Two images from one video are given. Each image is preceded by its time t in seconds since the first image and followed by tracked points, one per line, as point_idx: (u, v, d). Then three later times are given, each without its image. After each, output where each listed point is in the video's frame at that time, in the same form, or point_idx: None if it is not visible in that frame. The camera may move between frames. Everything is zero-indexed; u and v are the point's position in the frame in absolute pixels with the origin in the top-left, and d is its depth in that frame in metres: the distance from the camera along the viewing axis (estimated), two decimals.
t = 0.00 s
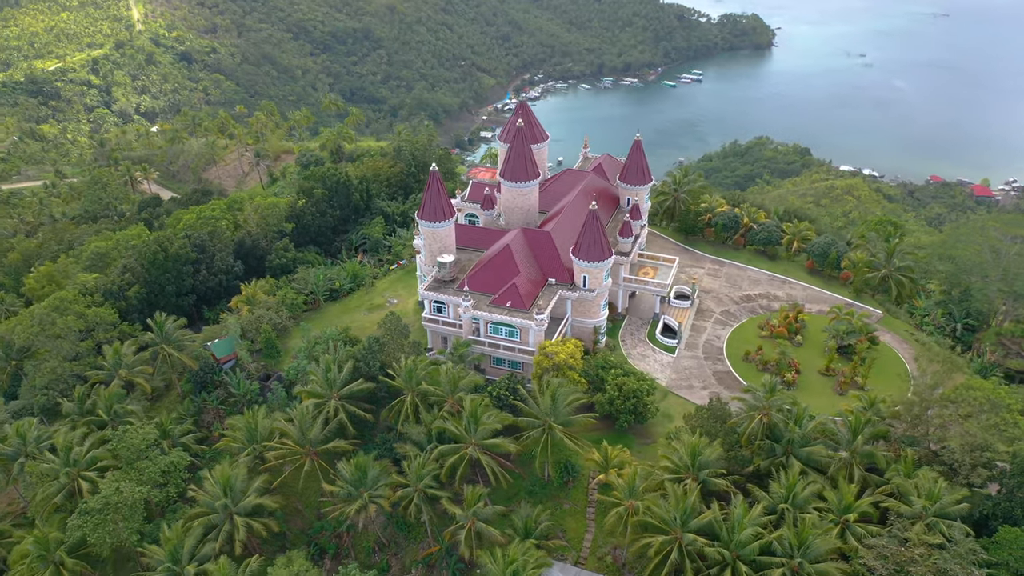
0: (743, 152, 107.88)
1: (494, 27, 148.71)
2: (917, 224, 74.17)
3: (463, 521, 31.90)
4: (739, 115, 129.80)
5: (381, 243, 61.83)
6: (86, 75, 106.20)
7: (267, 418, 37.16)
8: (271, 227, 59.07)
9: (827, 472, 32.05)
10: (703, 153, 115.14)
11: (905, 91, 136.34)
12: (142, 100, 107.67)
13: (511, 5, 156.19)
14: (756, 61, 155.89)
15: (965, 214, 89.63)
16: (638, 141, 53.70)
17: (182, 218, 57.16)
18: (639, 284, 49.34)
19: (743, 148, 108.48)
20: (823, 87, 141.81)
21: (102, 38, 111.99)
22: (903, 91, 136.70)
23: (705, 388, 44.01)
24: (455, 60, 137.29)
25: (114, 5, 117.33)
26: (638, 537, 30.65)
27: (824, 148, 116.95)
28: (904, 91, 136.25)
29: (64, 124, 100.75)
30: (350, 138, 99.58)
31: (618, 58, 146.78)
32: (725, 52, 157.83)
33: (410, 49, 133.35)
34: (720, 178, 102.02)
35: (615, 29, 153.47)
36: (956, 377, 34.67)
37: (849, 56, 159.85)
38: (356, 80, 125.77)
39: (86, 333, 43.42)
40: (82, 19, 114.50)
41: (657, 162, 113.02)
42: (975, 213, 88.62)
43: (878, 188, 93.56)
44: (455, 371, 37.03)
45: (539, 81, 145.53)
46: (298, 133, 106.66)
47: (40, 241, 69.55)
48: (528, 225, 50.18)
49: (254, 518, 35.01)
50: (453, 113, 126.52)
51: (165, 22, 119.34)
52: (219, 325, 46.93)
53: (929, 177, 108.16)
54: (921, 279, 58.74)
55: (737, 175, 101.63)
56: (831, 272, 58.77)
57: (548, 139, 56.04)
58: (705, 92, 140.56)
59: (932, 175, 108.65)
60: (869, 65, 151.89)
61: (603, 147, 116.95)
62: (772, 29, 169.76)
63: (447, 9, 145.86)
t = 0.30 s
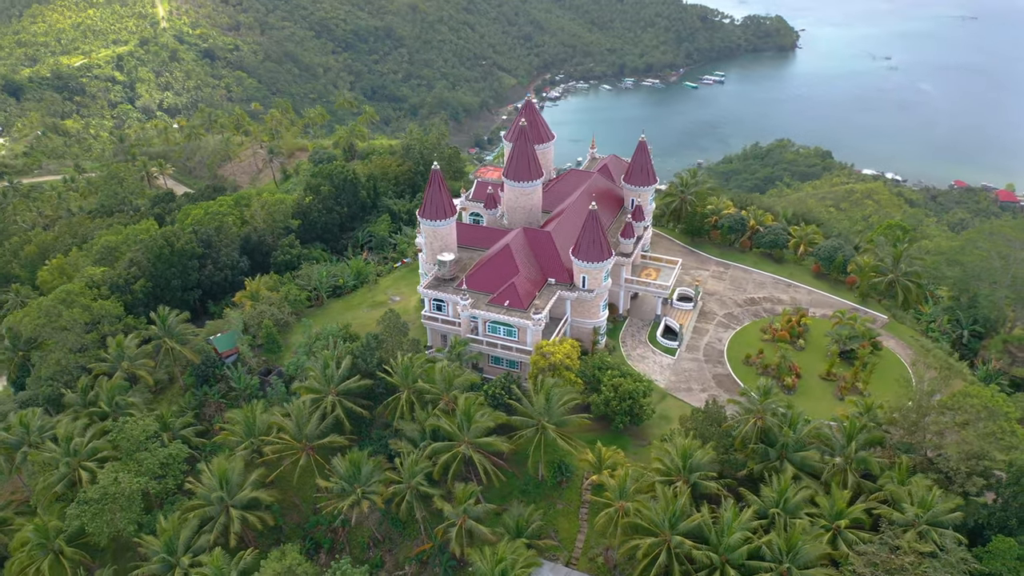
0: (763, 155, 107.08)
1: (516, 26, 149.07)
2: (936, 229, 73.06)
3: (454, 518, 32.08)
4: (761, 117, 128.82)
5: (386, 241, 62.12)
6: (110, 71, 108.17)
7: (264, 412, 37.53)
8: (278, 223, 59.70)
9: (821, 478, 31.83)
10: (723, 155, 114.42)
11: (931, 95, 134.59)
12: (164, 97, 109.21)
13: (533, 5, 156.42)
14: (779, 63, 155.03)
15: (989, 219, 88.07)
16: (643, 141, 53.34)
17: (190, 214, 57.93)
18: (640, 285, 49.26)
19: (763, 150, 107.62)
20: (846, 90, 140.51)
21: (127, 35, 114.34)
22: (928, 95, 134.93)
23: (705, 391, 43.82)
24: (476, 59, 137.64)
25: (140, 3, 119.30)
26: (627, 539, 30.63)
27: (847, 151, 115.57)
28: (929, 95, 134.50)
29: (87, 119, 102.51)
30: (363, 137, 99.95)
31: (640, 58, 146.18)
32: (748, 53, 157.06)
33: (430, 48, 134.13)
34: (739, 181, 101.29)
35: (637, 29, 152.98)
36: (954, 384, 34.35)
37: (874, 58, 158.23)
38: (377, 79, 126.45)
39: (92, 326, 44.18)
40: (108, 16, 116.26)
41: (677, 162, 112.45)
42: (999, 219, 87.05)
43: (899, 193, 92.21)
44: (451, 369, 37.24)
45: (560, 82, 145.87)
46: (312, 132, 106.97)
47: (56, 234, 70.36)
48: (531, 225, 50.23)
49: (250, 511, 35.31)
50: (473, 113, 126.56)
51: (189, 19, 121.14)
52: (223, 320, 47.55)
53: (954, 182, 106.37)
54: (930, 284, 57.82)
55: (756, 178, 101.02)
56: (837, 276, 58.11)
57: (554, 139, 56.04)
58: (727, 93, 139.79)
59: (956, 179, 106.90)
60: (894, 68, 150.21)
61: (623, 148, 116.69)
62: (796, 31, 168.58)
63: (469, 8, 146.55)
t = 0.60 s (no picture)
0: (784, 157, 106.18)
1: (538, 26, 148.98)
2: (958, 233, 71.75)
3: (446, 515, 32.27)
4: (783, 120, 127.84)
5: (391, 238, 62.27)
6: (134, 67, 109.75)
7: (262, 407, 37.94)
8: (285, 220, 60.26)
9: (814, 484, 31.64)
10: (743, 157, 113.64)
11: (956, 100, 132.78)
12: (187, 93, 110.27)
13: (555, 5, 156.21)
14: (803, 65, 154.11)
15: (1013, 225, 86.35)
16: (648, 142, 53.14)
17: (199, 209, 58.64)
18: (641, 286, 49.22)
19: (784, 153, 106.70)
20: (869, 93, 139.09)
21: (151, 32, 115.65)
22: (954, 99, 133.09)
23: (704, 394, 43.63)
24: (497, 59, 137.53)
25: None
26: (616, 540, 30.61)
27: (869, 155, 114.22)
28: (955, 100, 132.71)
29: (110, 115, 103.73)
30: (375, 135, 100.22)
31: (661, 59, 146.18)
32: (771, 55, 156.41)
33: (452, 47, 134.42)
34: (759, 184, 100.70)
35: (659, 30, 152.66)
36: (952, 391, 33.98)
37: (900, 62, 156.56)
38: (398, 77, 127.04)
39: (97, 318, 44.91)
40: (134, 12, 117.71)
41: (695, 164, 111.91)
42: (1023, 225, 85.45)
43: (921, 197, 90.94)
44: (448, 367, 37.43)
45: (581, 82, 145.59)
46: (325, 130, 107.22)
47: (71, 228, 71.68)
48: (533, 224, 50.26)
49: (246, 504, 35.73)
50: (494, 112, 126.57)
51: (213, 17, 122.55)
52: (227, 315, 48.08)
53: (978, 187, 104.65)
54: (939, 291, 57.36)
55: (777, 180, 100.41)
56: (843, 280, 57.50)
57: (559, 139, 56.04)
58: (749, 95, 138.98)
59: (981, 185, 105.19)
60: (920, 72, 148.40)
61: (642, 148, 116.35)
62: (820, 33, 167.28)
63: (492, 7, 146.90)
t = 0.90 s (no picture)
0: (805, 161, 105.12)
1: (559, 26, 148.59)
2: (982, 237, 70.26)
3: (437, 513, 32.45)
4: (806, 122, 126.76)
5: (396, 236, 62.47)
6: (158, 64, 111.26)
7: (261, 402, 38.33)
8: (291, 217, 60.84)
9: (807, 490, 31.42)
10: (764, 160, 112.81)
11: (983, 105, 130.88)
12: (210, 90, 111.32)
13: (577, 5, 155.60)
14: (827, 67, 152.64)
15: None
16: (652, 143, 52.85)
17: (207, 205, 59.33)
18: (643, 288, 49.19)
19: (805, 156, 105.71)
20: (894, 96, 137.38)
21: (175, 29, 117.29)
22: (980, 104, 131.19)
23: (702, 397, 43.47)
24: (519, 59, 137.33)
25: None
26: (605, 541, 30.61)
27: (892, 159, 112.81)
28: (981, 105, 130.80)
29: (133, 110, 105.12)
30: (387, 134, 100.52)
31: (683, 61, 145.29)
32: (795, 57, 155.16)
33: (473, 46, 134.67)
34: (779, 187, 99.91)
35: (682, 31, 151.19)
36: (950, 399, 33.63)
37: (926, 64, 154.43)
38: (418, 76, 127.63)
39: (103, 311, 45.62)
40: (159, 10, 119.66)
41: (715, 166, 111.29)
42: None
43: (943, 202, 89.71)
44: (444, 365, 37.61)
45: (601, 83, 145.20)
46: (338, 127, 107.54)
47: (86, 222, 72.66)
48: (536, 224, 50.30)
49: (242, 498, 36.11)
50: (513, 112, 126.69)
51: (237, 14, 123.93)
52: (230, 310, 48.60)
53: (1003, 193, 102.86)
54: (946, 298, 56.75)
55: (797, 184, 99.64)
56: (849, 285, 56.76)
57: (566, 140, 56.00)
58: (772, 98, 138.02)
59: (1006, 191, 103.46)
60: (946, 75, 146.25)
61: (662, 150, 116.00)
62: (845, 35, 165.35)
63: (514, 7, 146.98)
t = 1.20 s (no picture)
0: (827, 164, 103.49)
1: (581, 26, 148.16)
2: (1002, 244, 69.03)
3: (428, 510, 32.58)
4: (829, 125, 125.68)
5: (402, 234, 62.73)
6: (181, 61, 112.80)
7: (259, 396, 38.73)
8: (299, 214, 61.46)
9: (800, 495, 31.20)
10: (784, 163, 111.95)
11: (1010, 110, 128.87)
12: (231, 87, 112.93)
13: (598, 4, 154.98)
14: (851, 70, 151.19)
15: None
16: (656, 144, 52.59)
17: (216, 200, 60.10)
18: (643, 289, 49.04)
19: (826, 159, 104.46)
20: (919, 99, 135.71)
21: (199, 27, 118.87)
22: (1007, 109, 129.20)
23: (700, 399, 43.31)
24: (539, 59, 137.21)
25: None
26: (594, 541, 30.57)
27: (915, 163, 111.47)
28: (1008, 109, 128.78)
29: (155, 106, 106.70)
30: (400, 132, 100.95)
31: (705, 62, 144.44)
32: (818, 59, 153.74)
33: (494, 45, 134.77)
34: (799, 191, 98.64)
35: (704, 33, 149.99)
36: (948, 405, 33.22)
37: (952, 68, 152.19)
38: (439, 75, 128.02)
39: (109, 304, 46.33)
40: (183, 7, 121.28)
41: (735, 168, 110.68)
42: None
43: (965, 208, 88.52)
44: (441, 364, 37.78)
45: (622, 83, 144.60)
46: (352, 125, 108.11)
47: (101, 215, 73.76)
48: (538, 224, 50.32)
49: (238, 490, 36.47)
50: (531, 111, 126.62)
51: (260, 13, 125.30)
52: (234, 305, 49.14)
53: None
54: (955, 304, 55.88)
55: (818, 187, 98.38)
56: (854, 289, 56.21)
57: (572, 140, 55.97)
58: (794, 100, 137.04)
59: None
60: (972, 79, 144.13)
61: (683, 151, 115.60)
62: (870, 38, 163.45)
63: (536, 7, 147.09)
